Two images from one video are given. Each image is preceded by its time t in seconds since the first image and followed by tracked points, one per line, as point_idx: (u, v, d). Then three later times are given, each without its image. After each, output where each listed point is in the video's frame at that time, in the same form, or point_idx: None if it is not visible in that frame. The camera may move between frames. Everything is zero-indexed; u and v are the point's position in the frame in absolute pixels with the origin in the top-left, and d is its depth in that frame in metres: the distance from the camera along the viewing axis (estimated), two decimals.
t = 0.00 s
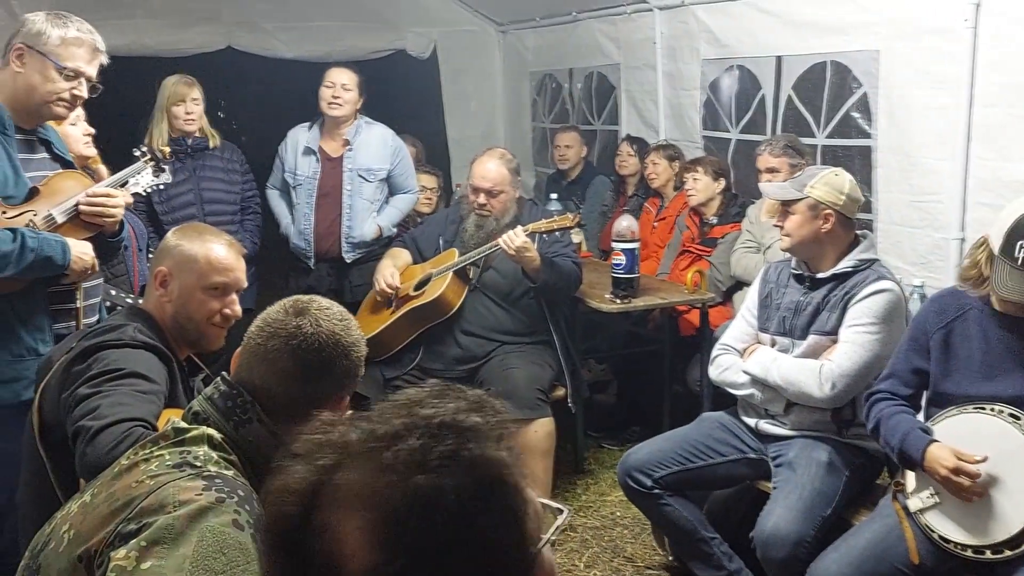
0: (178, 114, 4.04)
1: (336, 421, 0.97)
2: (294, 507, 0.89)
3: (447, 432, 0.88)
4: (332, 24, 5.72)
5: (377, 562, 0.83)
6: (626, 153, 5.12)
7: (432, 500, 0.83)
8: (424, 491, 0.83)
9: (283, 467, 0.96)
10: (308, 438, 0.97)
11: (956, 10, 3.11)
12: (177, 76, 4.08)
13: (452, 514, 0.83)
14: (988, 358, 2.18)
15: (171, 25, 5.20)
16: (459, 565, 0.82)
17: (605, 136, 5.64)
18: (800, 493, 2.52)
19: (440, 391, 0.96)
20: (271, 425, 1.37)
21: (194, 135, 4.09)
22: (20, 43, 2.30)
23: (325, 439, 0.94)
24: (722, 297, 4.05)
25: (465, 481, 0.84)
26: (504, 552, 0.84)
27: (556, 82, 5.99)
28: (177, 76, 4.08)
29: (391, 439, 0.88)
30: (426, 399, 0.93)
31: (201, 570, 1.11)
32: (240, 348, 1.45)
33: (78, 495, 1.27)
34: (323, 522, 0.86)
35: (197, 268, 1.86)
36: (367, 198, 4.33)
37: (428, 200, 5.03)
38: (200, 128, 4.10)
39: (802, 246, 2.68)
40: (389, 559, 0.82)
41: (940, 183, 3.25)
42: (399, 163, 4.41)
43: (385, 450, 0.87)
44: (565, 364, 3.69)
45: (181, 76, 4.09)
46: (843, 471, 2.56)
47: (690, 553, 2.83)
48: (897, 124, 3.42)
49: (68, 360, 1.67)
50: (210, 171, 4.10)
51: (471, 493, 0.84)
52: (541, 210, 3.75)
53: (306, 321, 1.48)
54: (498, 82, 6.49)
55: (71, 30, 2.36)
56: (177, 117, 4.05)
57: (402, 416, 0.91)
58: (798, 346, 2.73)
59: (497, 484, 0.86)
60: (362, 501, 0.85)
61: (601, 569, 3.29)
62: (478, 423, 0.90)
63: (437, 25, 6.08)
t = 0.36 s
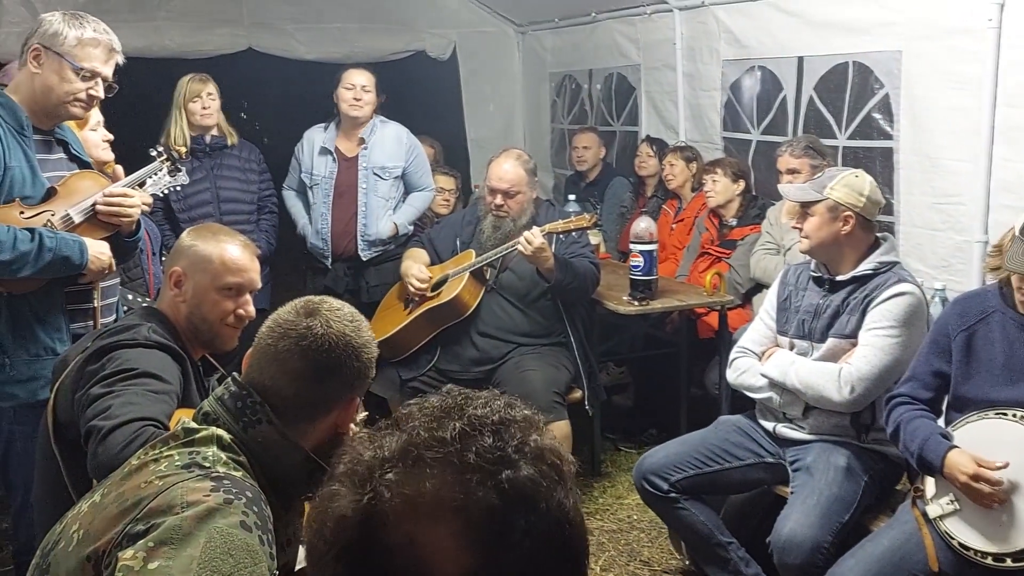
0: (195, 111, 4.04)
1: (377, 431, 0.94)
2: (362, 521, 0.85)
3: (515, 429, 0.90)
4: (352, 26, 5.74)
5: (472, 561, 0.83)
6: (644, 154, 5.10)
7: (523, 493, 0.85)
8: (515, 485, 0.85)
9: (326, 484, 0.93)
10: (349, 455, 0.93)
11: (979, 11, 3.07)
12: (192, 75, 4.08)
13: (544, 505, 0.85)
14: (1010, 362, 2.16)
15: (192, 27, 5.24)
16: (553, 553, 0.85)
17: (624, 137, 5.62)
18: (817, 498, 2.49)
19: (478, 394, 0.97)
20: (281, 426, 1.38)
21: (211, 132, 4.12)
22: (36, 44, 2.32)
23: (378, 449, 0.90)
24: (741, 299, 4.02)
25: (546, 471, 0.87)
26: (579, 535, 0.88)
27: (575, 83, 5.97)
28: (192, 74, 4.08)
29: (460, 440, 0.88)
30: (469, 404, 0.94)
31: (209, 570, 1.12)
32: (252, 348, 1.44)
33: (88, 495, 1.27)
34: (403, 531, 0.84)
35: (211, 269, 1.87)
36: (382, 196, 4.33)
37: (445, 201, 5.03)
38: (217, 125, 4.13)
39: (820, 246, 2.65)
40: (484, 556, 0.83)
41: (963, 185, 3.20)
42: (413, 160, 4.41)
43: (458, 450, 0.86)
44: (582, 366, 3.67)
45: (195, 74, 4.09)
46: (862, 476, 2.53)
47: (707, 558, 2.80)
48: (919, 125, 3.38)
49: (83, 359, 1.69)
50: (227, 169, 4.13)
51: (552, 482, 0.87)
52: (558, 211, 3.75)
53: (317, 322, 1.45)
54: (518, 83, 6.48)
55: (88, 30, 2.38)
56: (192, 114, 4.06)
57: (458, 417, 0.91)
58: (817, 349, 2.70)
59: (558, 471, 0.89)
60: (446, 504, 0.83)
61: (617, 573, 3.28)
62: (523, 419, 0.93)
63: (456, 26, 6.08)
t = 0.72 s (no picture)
0: (203, 114, 4.09)
1: (375, 432, 0.95)
2: (365, 520, 0.86)
3: (512, 423, 0.92)
4: (366, 28, 5.76)
5: (477, 555, 0.84)
6: (658, 156, 5.09)
7: (525, 485, 0.86)
8: (516, 478, 0.86)
9: (325, 485, 0.94)
10: (348, 457, 0.94)
11: (995, 12, 3.04)
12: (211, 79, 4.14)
13: (545, 496, 0.86)
14: None
15: (207, 28, 5.27)
16: (557, 544, 0.86)
17: (637, 139, 5.61)
18: (830, 502, 2.48)
19: (470, 392, 0.99)
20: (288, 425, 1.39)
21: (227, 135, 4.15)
22: (47, 45, 2.34)
23: (377, 447, 0.91)
24: (754, 302, 4.01)
25: (544, 463, 0.89)
26: (579, 526, 0.89)
27: (588, 84, 5.97)
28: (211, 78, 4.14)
29: (459, 435, 0.89)
30: (463, 402, 0.96)
31: (216, 570, 1.13)
32: (261, 348, 1.45)
33: (97, 495, 1.29)
34: (408, 529, 0.85)
35: (223, 270, 1.89)
36: (392, 198, 4.35)
37: (458, 202, 5.04)
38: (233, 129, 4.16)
39: (833, 249, 2.64)
40: (488, 549, 0.84)
41: (978, 188, 3.18)
42: (423, 161, 4.44)
43: (459, 446, 0.88)
44: (594, 368, 3.68)
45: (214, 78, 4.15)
46: (875, 480, 2.52)
47: (719, 561, 2.79)
48: (935, 127, 3.36)
49: (96, 359, 1.71)
50: (242, 171, 4.16)
51: (551, 474, 0.88)
52: (570, 212, 3.75)
53: (324, 322, 1.47)
54: (532, 84, 6.49)
55: (100, 35, 2.39)
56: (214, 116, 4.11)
57: (454, 415, 0.93)
58: (829, 351, 2.69)
59: (557, 466, 0.91)
60: (450, 500, 0.85)
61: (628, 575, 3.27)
62: (519, 415, 0.94)
63: (471, 27, 6.09)
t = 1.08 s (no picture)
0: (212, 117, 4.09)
1: (374, 427, 0.95)
2: (365, 513, 0.86)
3: (509, 417, 0.93)
4: (376, 29, 5.78)
5: (477, 547, 0.83)
6: (667, 158, 5.08)
7: (524, 475, 0.86)
8: (515, 469, 0.86)
9: (325, 480, 0.94)
10: (347, 453, 0.94)
11: (1005, 14, 3.03)
12: (220, 81, 4.14)
13: (541, 486, 0.87)
14: None
15: (217, 31, 5.29)
16: (554, 533, 0.86)
17: (646, 141, 5.61)
18: (837, 505, 2.46)
19: (467, 388, 0.99)
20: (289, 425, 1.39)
21: (240, 139, 4.18)
22: (55, 46, 2.35)
23: (375, 443, 0.92)
24: (762, 304, 3.99)
25: (541, 455, 0.89)
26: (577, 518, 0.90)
27: (597, 86, 5.97)
28: (220, 80, 4.14)
29: (457, 429, 0.90)
30: (460, 397, 0.96)
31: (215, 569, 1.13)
32: (269, 349, 1.46)
33: (97, 495, 1.29)
34: (408, 522, 0.84)
35: (230, 271, 1.89)
36: (397, 202, 4.35)
37: (466, 204, 5.04)
38: (244, 131, 4.18)
39: (843, 250, 2.63)
40: (488, 541, 0.84)
41: (989, 190, 3.16)
42: (428, 164, 4.45)
43: (457, 439, 0.88)
44: (602, 370, 3.67)
45: (223, 80, 4.15)
46: (883, 483, 2.50)
47: (726, 565, 2.77)
48: (945, 129, 3.34)
49: (101, 359, 1.72)
50: (252, 173, 4.18)
51: (548, 466, 0.89)
52: (578, 213, 3.75)
53: (329, 318, 1.47)
54: (541, 86, 6.50)
55: (108, 36, 2.40)
56: (225, 120, 4.12)
57: (452, 409, 0.93)
58: (837, 354, 2.67)
59: (553, 459, 0.91)
60: (450, 492, 0.84)
61: None
62: (514, 410, 0.95)
63: (480, 29, 6.10)
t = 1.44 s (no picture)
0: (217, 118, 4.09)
1: (403, 411, 0.97)
2: (380, 490, 0.87)
3: (534, 413, 0.93)
4: (381, 32, 5.80)
5: (479, 530, 0.84)
6: (672, 160, 5.08)
7: (537, 467, 0.86)
8: (532, 461, 0.86)
9: (349, 459, 0.95)
10: (372, 429, 0.96)
11: (1011, 15, 3.02)
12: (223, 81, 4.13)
13: (554, 477, 0.87)
14: None
15: (223, 33, 5.31)
16: (561, 525, 0.86)
17: (651, 144, 5.61)
18: (843, 508, 2.45)
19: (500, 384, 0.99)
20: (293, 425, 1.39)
21: (242, 139, 4.15)
22: (62, 47, 2.35)
23: (400, 421, 0.94)
24: (767, 306, 3.98)
25: (561, 452, 0.89)
26: (590, 516, 0.90)
27: (602, 89, 5.97)
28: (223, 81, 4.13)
29: (480, 417, 0.90)
30: (490, 389, 0.97)
31: (223, 567, 1.13)
32: (280, 345, 1.47)
33: (102, 494, 1.29)
34: (419, 499, 0.85)
35: (234, 271, 1.89)
36: (401, 207, 4.35)
37: (471, 206, 5.04)
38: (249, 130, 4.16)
39: (848, 255, 2.63)
40: (494, 524, 0.84)
41: (995, 191, 3.15)
42: (431, 168, 4.44)
43: (477, 425, 0.89)
44: (606, 372, 3.67)
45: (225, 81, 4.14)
46: (888, 486, 2.49)
47: (730, 569, 2.75)
48: (951, 131, 3.33)
49: (106, 359, 1.72)
50: (259, 175, 4.18)
51: (567, 464, 0.89)
52: (583, 215, 3.75)
53: (336, 316, 1.49)
54: (546, 89, 6.51)
55: (116, 36, 2.41)
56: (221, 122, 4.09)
57: (479, 400, 0.94)
58: (843, 356, 2.66)
59: (576, 459, 0.91)
60: (464, 474, 0.85)
61: None
62: (542, 407, 0.95)
63: (485, 32, 6.11)
